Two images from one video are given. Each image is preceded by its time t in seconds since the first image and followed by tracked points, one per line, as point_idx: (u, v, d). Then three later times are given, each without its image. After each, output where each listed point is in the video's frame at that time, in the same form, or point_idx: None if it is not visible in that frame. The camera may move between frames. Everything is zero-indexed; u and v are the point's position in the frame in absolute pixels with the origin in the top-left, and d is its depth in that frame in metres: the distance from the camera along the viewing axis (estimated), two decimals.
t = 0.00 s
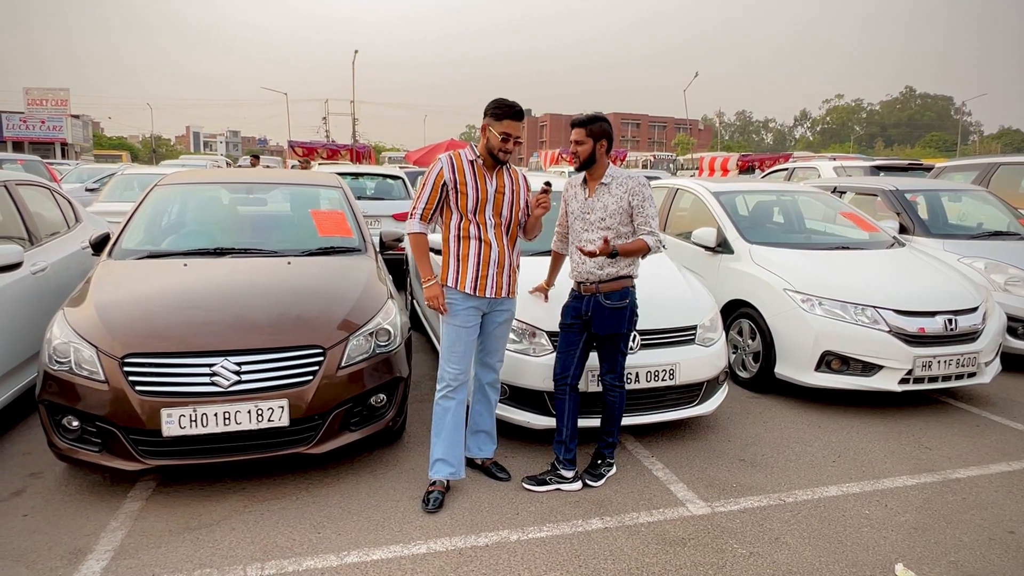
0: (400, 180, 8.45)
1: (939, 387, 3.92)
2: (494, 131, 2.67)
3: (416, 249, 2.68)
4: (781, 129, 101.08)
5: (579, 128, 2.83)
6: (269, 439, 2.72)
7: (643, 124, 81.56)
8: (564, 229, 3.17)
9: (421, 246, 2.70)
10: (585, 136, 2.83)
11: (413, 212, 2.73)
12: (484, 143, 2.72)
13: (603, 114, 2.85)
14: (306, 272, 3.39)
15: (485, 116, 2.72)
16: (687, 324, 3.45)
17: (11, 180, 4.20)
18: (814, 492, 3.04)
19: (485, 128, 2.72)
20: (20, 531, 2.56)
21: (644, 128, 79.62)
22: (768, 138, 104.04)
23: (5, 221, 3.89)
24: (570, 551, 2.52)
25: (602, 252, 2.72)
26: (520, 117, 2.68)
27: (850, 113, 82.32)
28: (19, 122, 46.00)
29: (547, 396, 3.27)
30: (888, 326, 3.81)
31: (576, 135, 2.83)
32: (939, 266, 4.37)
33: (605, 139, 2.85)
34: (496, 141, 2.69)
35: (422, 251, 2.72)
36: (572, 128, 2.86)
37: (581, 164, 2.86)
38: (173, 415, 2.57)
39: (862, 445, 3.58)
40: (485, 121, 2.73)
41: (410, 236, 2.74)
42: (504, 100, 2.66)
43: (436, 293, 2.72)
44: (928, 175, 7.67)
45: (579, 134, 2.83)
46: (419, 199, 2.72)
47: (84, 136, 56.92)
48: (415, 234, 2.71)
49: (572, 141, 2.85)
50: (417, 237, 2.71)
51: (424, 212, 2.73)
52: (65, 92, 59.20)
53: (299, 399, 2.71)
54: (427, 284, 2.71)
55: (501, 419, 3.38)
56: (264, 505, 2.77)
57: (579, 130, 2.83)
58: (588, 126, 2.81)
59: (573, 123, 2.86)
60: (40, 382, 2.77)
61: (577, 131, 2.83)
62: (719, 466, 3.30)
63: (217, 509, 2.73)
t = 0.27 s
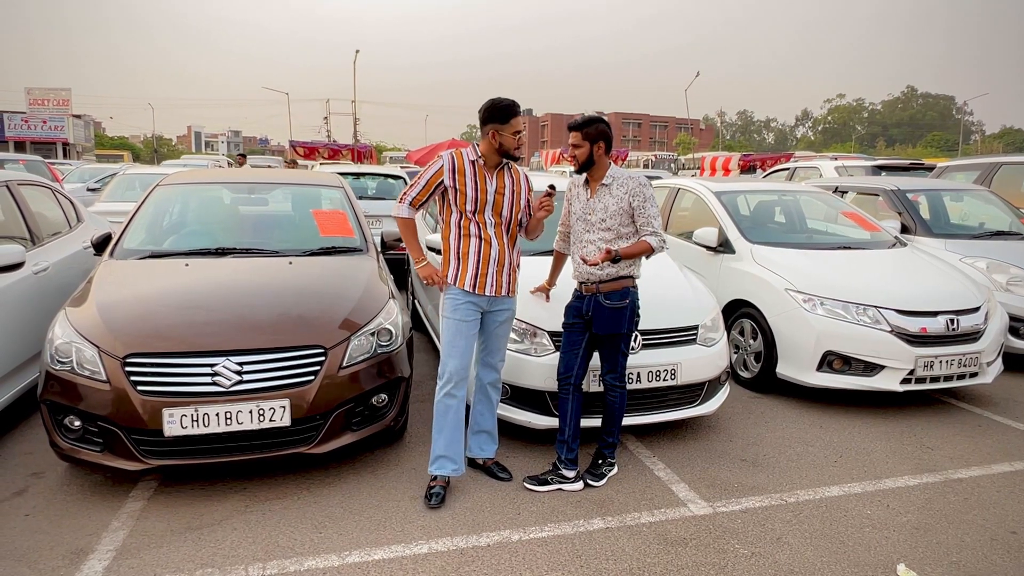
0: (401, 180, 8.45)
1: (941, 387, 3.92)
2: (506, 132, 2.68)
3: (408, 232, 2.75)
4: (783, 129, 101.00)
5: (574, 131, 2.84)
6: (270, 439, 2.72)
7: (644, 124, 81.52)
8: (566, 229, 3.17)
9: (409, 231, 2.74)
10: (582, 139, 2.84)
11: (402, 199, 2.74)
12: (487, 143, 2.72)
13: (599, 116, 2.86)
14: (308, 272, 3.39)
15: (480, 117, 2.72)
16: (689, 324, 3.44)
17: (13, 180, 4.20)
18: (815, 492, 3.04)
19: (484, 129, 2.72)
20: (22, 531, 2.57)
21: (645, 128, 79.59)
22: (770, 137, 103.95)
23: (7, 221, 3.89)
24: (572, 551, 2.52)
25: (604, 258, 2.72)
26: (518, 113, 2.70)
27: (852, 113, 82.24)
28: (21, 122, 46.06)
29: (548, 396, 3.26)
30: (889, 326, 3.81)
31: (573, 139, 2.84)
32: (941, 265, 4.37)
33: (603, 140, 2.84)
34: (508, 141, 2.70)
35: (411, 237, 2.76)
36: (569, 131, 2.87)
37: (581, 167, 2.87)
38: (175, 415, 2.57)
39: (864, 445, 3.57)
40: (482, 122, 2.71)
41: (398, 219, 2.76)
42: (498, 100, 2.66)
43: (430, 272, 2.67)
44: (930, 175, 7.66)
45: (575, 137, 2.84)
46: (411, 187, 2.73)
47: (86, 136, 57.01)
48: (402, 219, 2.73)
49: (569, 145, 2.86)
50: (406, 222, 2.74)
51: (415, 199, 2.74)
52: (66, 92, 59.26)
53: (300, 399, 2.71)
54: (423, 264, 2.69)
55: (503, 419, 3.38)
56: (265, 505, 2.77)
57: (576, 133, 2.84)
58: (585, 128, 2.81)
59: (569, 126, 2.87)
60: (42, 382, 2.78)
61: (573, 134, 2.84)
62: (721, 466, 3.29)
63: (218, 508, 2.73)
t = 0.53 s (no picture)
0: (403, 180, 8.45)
1: (944, 387, 3.91)
2: (501, 131, 2.70)
3: (403, 226, 2.82)
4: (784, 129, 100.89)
5: (579, 130, 2.82)
6: (272, 439, 2.72)
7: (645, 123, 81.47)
8: (570, 229, 3.17)
9: (407, 225, 2.82)
10: (586, 138, 2.83)
11: (397, 196, 2.80)
12: (481, 142, 2.75)
13: (604, 115, 2.84)
14: (309, 272, 3.39)
15: (474, 116, 2.76)
16: (691, 324, 3.44)
17: (14, 180, 4.20)
18: (818, 493, 3.03)
19: (478, 128, 2.76)
20: (24, 531, 2.57)
21: (647, 127, 79.55)
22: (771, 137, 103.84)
23: (9, 221, 3.89)
24: (574, 552, 2.52)
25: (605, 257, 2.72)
26: (511, 110, 2.72)
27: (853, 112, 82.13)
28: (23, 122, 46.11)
29: (550, 396, 3.26)
30: (892, 326, 3.80)
31: (577, 138, 2.84)
32: (943, 265, 4.36)
33: (606, 140, 2.83)
34: (504, 140, 2.73)
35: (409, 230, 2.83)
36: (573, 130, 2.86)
37: (584, 167, 2.88)
38: (177, 415, 2.57)
39: (867, 445, 3.57)
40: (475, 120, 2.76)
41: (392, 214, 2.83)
42: (490, 98, 2.69)
43: (439, 258, 2.80)
44: (932, 174, 7.64)
45: (580, 137, 2.83)
46: (405, 184, 2.81)
47: (88, 136, 57.17)
48: (399, 214, 2.81)
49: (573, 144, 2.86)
50: (404, 217, 2.82)
51: (409, 194, 2.81)
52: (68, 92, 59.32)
53: (302, 399, 2.71)
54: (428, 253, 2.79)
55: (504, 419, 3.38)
56: (267, 505, 2.77)
57: (580, 132, 2.83)
58: (588, 128, 2.80)
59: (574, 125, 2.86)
60: (44, 382, 2.78)
61: (578, 133, 2.83)
62: (723, 466, 3.29)
63: (220, 509, 2.73)
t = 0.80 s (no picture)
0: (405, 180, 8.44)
1: (947, 387, 3.90)
2: (489, 127, 2.80)
3: (398, 232, 2.89)
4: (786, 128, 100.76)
5: (590, 131, 2.81)
6: (274, 440, 2.72)
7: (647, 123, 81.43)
8: (572, 228, 3.17)
9: (401, 229, 2.89)
10: (595, 140, 2.82)
11: (390, 199, 2.89)
12: (470, 138, 2.86)
13: (614, 117, 2.84)
14: (311, 272, 3.39)
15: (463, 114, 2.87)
16: (693, 324, 3.43)
17: (16, 180, 4.20)
18: (821, 494, 3.02)
19: (467, 126, 2.87)
20: (26, 532, 2.57)
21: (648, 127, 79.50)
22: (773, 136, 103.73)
23: (12, 222, 3.89)
24: (577, 553, 2.51)
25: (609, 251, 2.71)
26: (499, 106, 2.82)
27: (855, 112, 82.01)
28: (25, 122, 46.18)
29: (552, 396, 3.25)
30: (895, 326, 3.79)
31: (587, 138, 2.82)
32: (947, 265, 4.35)
33: (615, 144, 2.83)
34: (493, 135, 2.81)
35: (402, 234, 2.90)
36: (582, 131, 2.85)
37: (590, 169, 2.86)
38: (179, 416, 2.57)
39: (870, 445, 3.56)
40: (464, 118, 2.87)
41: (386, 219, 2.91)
42: (478, 96, 2.81)
43: (436, 261, 2.87)
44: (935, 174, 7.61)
45: (589, 138, 2.82)
46: (398, 187, 2.88)
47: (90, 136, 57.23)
48: (393, 218, 2.88)
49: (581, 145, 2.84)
50: (399, 220, 2.89)
51: (402, 196, 2.89)
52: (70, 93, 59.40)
53: (305, 399, 2.71)
54: (426, 256, 2.87)
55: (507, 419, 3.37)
56: (269, 506, 2.77)
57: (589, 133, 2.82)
58: (600, 130, 2.79)
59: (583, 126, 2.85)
60: (46, 383, 2.77)
61: (587, 134, 2.82)
62: (726, 467, 3.28)
63: (223, 510, 2.73)
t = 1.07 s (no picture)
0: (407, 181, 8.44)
1: (951, 388, 3.88)
2: (479, 127, 2.83)
3: (388, 231, 2.90)
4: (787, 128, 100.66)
5: (596, 130, 2.79)
6: (276, 441, 2.71)
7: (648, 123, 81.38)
8: (576, 228, 3.16)
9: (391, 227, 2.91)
10: (600, 139, 2.80)
11: (382, 198, 2.88)
12: (460, 139, 2.89)
13: (621, 116, 2.82)
14: (313, 273, 3.39)
15: (453, 115, 2.90)
16: (696, 325, 3.42)
17: (18, 181, 4.20)
18: (825, 495, 3.01)
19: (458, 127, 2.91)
20: (28, 533, 2.56)
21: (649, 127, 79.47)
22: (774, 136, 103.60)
23: (13, 223, 3.89)
24: (580, 554, 2.50)
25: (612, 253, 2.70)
26: (488, 107, 2.85)
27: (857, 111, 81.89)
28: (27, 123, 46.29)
29: (555, 397, 3.24)
30: (899, 326, 3.77)
31: (593, 137, 2.81)
32: (950, 265, 4.33)
33: (622, 144, 2.81)
34: (482, 136, 2.85)
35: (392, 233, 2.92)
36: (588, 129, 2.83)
37: (597, 166, 2.86)
38: (181, 417, 2.57)
39: (874, 446, 3.55)
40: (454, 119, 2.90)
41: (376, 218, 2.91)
42: (466, 97, 2.83)
43: (428, 261, 2.93)
44: (939, 173, 7.58)
45: (596, 137, 2.80)
46: (389, 186, 2.88)
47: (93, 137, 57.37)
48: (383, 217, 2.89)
49: (587, 144, 2.83)
50: (389, 220, 2.91)
51: (393, 196, 2.88)
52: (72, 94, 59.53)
53: (306, 400, 2.70)
54: (417, 256, 2.91)
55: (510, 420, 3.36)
56: (271, 508, 2.76)
57: (596, 133, 2.80)
58: (608, 129, 2.78)
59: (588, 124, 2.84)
60: (48, 384, 2.77)
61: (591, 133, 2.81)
62: (729, 467, 3.27)
63: (225, 511, 2.72)
